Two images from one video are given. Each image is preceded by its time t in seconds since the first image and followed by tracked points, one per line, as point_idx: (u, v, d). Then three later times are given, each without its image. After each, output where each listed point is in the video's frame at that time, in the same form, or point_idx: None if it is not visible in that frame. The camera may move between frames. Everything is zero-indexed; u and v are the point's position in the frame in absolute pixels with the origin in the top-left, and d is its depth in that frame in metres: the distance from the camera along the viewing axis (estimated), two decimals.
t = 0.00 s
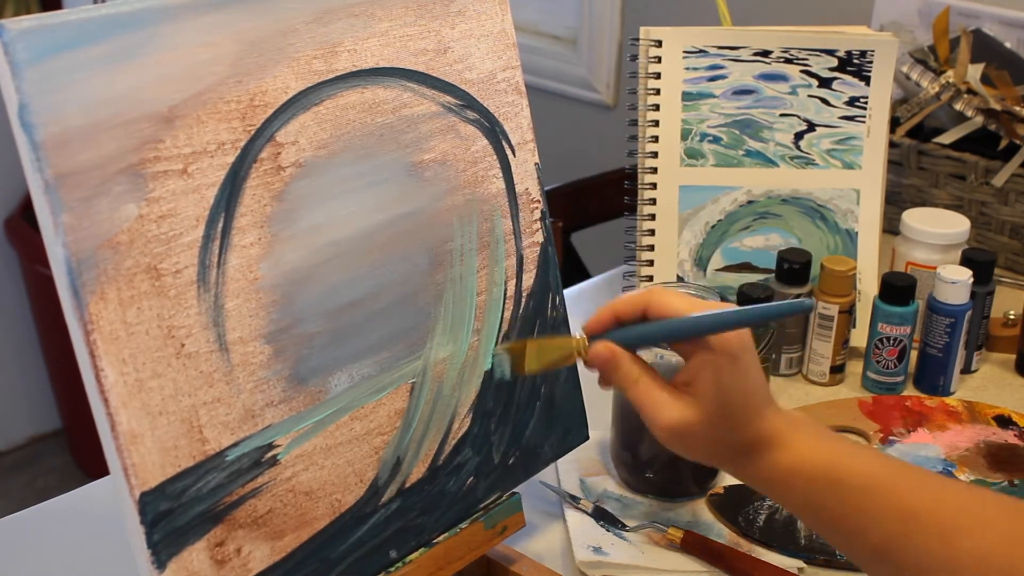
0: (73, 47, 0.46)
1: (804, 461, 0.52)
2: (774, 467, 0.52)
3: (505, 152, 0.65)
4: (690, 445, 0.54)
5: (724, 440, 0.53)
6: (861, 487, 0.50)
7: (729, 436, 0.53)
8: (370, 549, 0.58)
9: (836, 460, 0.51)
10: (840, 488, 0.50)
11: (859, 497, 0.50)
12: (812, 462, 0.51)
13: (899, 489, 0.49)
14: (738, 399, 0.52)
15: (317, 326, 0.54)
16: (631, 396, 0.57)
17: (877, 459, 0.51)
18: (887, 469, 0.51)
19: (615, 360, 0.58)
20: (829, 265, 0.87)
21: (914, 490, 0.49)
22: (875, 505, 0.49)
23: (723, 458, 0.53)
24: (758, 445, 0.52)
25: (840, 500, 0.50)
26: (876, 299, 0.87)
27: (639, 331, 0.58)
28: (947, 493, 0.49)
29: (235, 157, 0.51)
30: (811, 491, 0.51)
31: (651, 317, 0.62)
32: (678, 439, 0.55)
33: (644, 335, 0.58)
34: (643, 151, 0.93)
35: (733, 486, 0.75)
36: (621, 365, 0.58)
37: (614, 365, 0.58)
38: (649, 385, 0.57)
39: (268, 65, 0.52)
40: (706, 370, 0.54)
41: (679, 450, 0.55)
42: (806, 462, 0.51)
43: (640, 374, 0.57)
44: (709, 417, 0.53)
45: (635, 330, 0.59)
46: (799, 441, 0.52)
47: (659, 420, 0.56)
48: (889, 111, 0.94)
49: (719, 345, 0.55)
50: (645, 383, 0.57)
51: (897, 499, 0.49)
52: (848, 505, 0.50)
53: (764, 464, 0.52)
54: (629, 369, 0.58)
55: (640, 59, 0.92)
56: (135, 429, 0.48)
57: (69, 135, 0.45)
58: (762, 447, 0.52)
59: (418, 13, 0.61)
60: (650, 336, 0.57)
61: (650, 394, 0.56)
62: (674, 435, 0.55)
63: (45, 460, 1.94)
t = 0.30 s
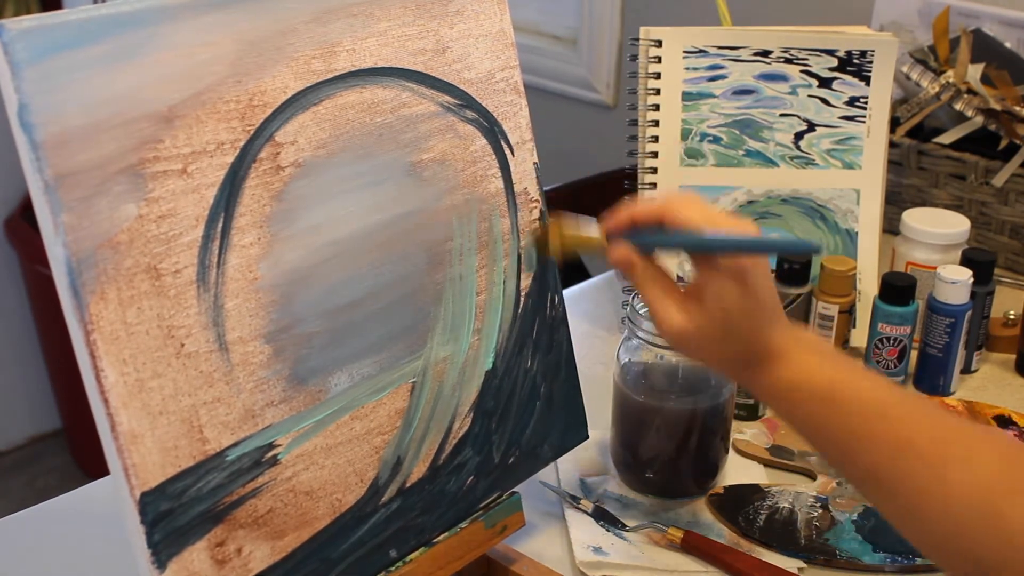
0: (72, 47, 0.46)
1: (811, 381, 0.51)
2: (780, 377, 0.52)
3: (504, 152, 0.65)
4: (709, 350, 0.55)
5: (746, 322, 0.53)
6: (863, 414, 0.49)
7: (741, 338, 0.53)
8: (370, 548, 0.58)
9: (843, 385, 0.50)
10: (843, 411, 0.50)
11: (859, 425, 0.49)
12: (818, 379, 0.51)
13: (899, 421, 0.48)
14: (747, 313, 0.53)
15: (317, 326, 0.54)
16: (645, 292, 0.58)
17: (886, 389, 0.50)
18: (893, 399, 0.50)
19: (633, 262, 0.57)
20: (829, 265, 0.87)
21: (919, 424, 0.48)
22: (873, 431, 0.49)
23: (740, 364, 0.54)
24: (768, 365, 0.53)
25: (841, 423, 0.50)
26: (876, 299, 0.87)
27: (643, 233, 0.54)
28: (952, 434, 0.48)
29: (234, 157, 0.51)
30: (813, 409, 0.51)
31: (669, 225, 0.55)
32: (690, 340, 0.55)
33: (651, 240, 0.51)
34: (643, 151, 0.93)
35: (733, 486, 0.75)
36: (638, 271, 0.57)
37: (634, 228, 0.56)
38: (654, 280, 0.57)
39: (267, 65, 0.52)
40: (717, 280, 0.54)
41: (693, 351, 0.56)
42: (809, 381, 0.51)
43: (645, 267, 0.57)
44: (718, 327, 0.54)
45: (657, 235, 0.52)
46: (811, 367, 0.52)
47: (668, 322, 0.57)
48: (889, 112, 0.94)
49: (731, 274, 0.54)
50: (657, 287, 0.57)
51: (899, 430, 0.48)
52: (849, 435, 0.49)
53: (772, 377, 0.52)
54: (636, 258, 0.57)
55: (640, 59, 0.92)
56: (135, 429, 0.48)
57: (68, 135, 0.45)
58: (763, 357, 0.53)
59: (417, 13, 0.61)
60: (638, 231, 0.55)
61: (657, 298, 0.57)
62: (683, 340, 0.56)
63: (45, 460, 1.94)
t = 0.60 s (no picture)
0: (72, 47, 0.46)
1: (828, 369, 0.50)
2: (802, 365, 0.51)
3: (503, 152, 0.66)
4: (696, 309, 0.53)
5: (734, 293, 0.52)
6: (891, 413, 0.48)
7: (723, 301, 0.52)
8: (370, 548, 0.58)
9: (868, 373, 0.49)
10: (874, 403, 0.48)
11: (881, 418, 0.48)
12: (836, 366, 0.50)
13: (919, 404, 0.48)
14: (727, 286, 0.52)
15: (317, 325, 0.54)
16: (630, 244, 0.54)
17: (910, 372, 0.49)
18: (915, 383, 0.49)
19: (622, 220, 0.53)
20: (829, 265, 0.87)
21: (939, 410, 0.47)
22: (894, 420, 0.48)
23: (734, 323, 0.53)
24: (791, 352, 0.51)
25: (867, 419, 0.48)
26: (876, 299, 0.87)
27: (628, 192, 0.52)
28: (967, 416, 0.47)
29: (234, 157, 0.51)
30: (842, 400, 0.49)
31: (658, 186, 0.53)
32: (681, 303, 0.53)
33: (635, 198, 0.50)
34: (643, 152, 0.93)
35: (733, 486, 0.75)
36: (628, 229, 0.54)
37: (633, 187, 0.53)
38: (643, 240, 0.54)
39: (266, 65, 0.52)
40: (705, 240, 0.52)
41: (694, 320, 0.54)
42: (832, 363, 0.50)
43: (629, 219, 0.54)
44: (711, 289, 0.53)
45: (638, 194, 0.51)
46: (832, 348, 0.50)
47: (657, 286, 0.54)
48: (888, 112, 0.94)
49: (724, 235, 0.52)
50: (645, 235, 0.54)
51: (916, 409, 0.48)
52: (874, 424, 0.48)
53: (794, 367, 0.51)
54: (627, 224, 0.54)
55: (640, 59, 0.92)
56: (136, 429, 0.48)
57: (69, 135, 0.45)
58: (754, 316, 0.52)
59: (415, 13, 0.61)
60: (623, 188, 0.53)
61: (643, 246, 0.54)
62: (677, 301, 0.54)
63: (45, 461, 1.94)
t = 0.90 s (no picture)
0: (71, 47, 0.46)
1: (835, 319, 0.53)
2: (807, 310, 0.54)
3: (502, 152, 0.66)
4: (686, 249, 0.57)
5: (731, 233, 0.55)
6: (892, 373, 0.51)
7: (728, 242, 0.56)
8: (370, 547, 0.58)
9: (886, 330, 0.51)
10: (883, 358, 0.51)
11: (881, 370, 0.51)
12: (862, 321, 0.52)
13: (925, 365, 0.50)
14: (719, 227, 0.56)
15: (317, 325, 0.54)
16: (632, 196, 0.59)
17: (925, 331, 0.51)
18: (937, 354, 0.51)
19: (620, 165, 0.58)
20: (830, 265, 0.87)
21: (946, 372, 0.50)
22: (903, 373, 0.50)
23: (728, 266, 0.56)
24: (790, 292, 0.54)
25: (865, 370, 0.51)
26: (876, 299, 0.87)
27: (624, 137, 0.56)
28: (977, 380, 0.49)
29: (234, 157, 0.51)
30: (839, 350, 0.52)
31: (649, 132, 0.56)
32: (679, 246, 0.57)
33: (643, 145, 0.55)
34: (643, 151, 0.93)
35: (733, 486, 0.75)
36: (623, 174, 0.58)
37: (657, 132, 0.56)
38: (642, 182, 0.58)
39: (266, 65, 0.52)
40: (696, 190, 0.56)
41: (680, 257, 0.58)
42: (861, 324, 0.52)
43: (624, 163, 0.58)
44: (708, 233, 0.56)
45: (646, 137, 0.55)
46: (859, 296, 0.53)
47: (650, 223, 0.58)
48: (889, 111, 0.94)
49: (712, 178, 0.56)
50: (643, 183, 0.58)
51: (910, 362, 0.50)
52: (870, 377, 0.51)
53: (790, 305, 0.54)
54: (622, 162, 0.58)
55: (640, 59, 0.92)
56: (137, 429, 0.48)
57: (68, 135, 0.45)
58: (760, 256, 0.55)
59: (415, 13, 0.61)
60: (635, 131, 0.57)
61: (641, 198, 0.58)
62: (671, 239, 0.58)
63: (44, 461, 1.94)
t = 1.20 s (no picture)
0: (73, 47, 0.46)
1: None
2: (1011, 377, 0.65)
3: (503, 152, 0.66)
4: None
5: None
6: None
7: None
8: (371, 548, 0.58)
9: None
10: None
11: None
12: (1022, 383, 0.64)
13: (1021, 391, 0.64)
14: None
15: (317, 326, 0.54)
16: (961, 370, 0.66)
17: None
18: None
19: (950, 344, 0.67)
20: (829, 265, 0.87)
21: None
22: None
23: None
24: None
25: None
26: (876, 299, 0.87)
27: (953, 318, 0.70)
28: None
29: (234, 157, 0.51)
30: None
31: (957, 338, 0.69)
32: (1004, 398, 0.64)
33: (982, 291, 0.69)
34: (643, 151, 0.93)
35: (732, 486, 0.75)
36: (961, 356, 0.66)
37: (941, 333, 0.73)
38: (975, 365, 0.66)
39: (267, 65, 0.52)
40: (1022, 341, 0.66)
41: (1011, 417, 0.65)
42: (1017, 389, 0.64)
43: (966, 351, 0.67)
44: None
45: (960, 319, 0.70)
46: None
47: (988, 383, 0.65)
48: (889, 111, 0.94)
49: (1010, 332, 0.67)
50: (977, 364, 0.66)
51: None
52: None
53: None
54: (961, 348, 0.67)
55: (639, 60, 0.92)
56: (137, 429, 0.48)
57: (69, 135, 0.45)
58: None
59: (416, 13, 0.61)
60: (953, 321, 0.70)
61: (977, 366, 0.66)
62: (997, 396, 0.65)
63: (44, 461, 1.94)
